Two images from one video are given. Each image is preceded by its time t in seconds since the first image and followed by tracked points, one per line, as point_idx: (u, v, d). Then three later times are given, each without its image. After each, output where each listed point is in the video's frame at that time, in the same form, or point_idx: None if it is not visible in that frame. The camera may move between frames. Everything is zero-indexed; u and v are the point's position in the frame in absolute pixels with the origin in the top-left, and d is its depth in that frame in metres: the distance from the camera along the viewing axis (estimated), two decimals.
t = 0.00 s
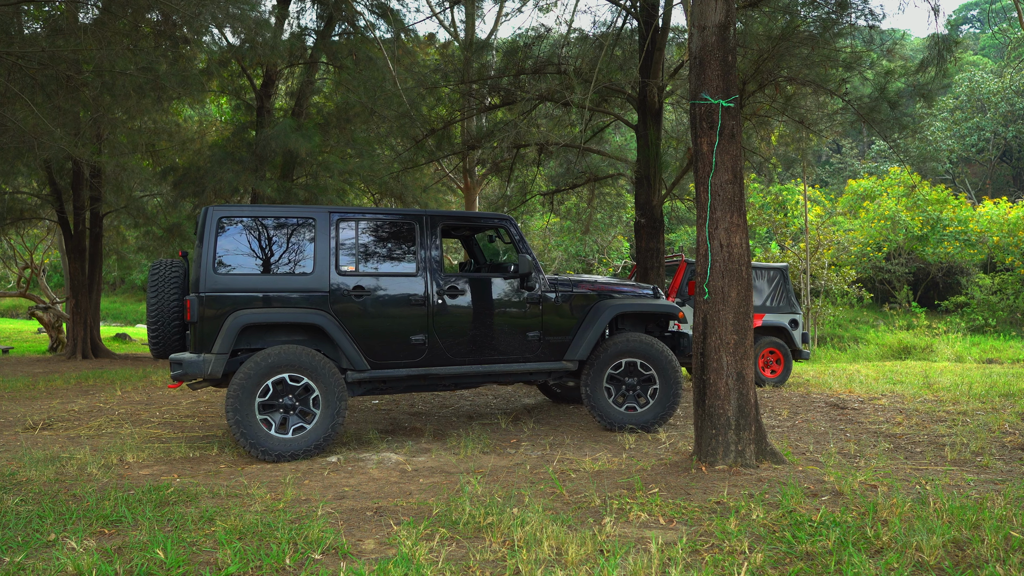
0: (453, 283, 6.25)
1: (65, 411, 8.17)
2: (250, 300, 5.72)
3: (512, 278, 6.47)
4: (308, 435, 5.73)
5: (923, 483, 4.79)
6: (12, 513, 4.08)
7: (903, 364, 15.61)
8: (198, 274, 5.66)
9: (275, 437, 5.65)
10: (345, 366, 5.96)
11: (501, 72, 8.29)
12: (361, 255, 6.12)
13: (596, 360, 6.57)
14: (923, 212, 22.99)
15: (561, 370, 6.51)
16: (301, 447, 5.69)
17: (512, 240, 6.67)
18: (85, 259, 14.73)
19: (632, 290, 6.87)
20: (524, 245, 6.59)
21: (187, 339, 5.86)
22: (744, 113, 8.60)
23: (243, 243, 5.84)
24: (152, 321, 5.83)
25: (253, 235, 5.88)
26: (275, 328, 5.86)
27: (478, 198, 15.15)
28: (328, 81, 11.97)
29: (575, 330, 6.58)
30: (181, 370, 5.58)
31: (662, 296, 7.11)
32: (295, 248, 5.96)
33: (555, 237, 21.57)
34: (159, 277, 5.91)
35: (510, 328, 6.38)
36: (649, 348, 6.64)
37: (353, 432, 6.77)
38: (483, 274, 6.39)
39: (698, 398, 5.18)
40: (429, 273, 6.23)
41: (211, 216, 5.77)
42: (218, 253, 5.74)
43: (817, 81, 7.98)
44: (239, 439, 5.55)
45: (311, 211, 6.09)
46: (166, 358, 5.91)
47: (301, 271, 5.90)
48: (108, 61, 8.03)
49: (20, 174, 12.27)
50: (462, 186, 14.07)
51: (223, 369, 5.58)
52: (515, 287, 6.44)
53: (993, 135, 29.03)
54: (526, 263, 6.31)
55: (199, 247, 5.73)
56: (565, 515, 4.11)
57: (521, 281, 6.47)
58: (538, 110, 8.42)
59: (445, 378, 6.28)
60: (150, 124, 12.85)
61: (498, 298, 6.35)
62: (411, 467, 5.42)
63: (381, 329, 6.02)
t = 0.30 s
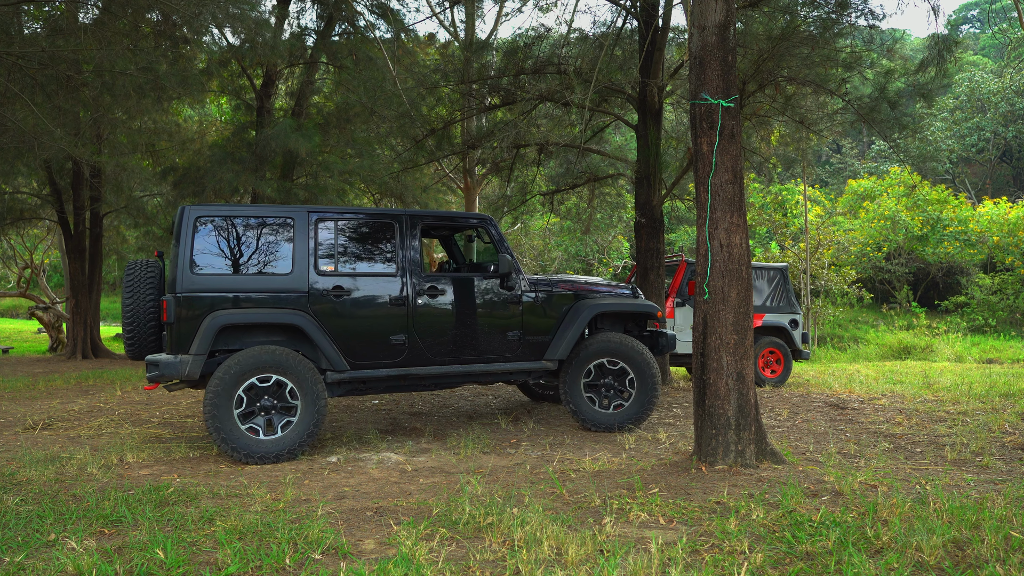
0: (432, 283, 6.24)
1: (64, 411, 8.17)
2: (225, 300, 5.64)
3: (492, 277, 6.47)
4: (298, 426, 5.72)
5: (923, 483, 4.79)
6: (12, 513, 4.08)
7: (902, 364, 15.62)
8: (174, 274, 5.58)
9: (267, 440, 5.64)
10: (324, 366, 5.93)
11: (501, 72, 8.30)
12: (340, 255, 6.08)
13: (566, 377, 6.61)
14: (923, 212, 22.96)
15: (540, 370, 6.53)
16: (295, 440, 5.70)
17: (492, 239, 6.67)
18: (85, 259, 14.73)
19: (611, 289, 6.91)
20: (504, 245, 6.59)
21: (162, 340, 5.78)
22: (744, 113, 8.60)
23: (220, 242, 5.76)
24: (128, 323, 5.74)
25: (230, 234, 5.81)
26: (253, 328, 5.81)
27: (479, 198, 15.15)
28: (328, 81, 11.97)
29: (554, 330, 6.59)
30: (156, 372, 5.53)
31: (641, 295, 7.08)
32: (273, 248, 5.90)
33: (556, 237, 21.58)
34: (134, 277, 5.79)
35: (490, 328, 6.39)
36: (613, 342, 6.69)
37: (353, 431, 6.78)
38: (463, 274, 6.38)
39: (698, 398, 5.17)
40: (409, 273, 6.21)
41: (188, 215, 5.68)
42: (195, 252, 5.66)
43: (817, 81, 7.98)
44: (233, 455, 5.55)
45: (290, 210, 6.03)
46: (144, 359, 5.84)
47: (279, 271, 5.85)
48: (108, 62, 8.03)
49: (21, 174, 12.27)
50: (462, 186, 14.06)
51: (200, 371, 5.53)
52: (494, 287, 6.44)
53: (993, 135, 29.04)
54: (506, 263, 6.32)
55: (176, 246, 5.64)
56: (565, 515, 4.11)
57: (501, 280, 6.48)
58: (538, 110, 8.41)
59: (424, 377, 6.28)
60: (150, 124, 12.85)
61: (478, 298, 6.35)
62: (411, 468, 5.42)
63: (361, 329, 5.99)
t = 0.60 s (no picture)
0: (416, 283, 6.23)
1: (64, 411, 8.17)
2: (205, 301, 5.61)
3: (475, 278, 6.47)
4: (286, 417, 5.70)
5: (923, 483, 4.79)
6: (12, 513, 4.08)
7: (902, 363, 15.62)
8: (155, 276, 5.53)
9: (260, 438, 5.64)
10: (308, 367, 5.90)
11: (501, 72, 8.31)
12: (323, 255, 6.05)
13: (546, 395, 6.67)
14: (923, 212, 22.96)
15: (524, 369, 6.55)
16: (287, 431, 5.70)
17: (474, 239, 6.68)
18: (85, 259, 14.73)
19: (593, 288, 6.95)
20: (487, 245, 6.60)
21: (143, 341, 5.74)
22: (744, 113, 8.60)
23: (201, 243, 5.72)
24: (106, 324, 5.65)
25: (212, 235, 5.77)
26: (235, 329, 5.79)
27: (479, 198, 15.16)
28: (329, 81, 11.97)
29: (538, 330, 6.61)
30: (138, 374, 5.47)
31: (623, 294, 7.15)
32: (254, 249, 5.87)
33: (556, 237, 21.57)
34: (113, 279, 5.67)
35: (474, 328, 6.40)
36: (581, 342, 6.69)
37: (353, 431, 6.78)
38: (446, 275, 6.38)
39: (698, 398, 5.17)
40: (392, 273, 6.20)
41: (168, 216, 5.64)
42: (175, 253, 5.61)
43: (817, 81, 7.98)
44: (232, 462, 5.56)
45: (272, 211, 6.00)
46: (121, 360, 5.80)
47: (261, 272, 5.82)
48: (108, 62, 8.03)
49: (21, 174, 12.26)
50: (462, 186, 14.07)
51: (181, 372, 5.49)
52: (478, 287, 6.45)
53: (993, 135, 29.07)
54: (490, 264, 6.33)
55: (156, 247, 5.60)
56: (565, 515, 4.12)
57: (484, 280, 6.49)
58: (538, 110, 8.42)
59: (409, 378, 6.27)
60: (150, 124, 12.84)
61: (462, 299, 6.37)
62: (411, 468, 5.42)
63: (344, 329, 5.97)
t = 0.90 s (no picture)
0: (403, 284, 6.23)
1: (65, 411, 8.17)
2: (189, 302, 5.58)
3: (463, 278, 6.49)
4: (275, 409, 5.68)
5: (923, 483, 4.79)
6: (12, 513, 4.08)
7: (902, 363, 15.62)
8: (139, 275, 5.51)
9: (255, 435, 5.63)
10: (295, 367, 5.88)
11: (501, 72, 8.31)
12: (309, 255, 6.04)
13: (537, 406, 6.67)
14: (923, 212, 22.95)
15: (511, 369, 6.57)
16: (279, 422, 5.69)
17: (461, 239, 6.70)
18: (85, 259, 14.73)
19: (573, 286, 6.95)
20: (474, 245, 6.61)
21: (127, 344, 5.74)
22: (744, 113, 8.60)
23: (187, 243, 5.70)
24: (90, 324, 5.65)
25: (198, 235, 5.74)
26: (220, 329, 5.75)
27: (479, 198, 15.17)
28: (328, 81, 11.97)
29: (524, 329, 6.63)
30: (121, 375, 5.47)
31: (607, 294, 7.18)
32: (241, 249, 5.85)
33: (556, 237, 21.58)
34: (97, 279, 5.65)
35: (461, 328, 6.41)
36: (556, 346, 6.71)
37: (352, 431, 6.78)
38: (432, 275, 6.38)
39: (697, 399, 5.17)
40: (379, 274, 6.20)
41: (154, 216, 5.61)
42: (161, 253, 5.59)
43: (817, 81, 7.98)
44: (235, 464, 5.58)
45: (259, 211, 5.98)
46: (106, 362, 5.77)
47: (248, 272, 5.80)
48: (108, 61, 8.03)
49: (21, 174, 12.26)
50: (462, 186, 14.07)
51: (167, 373, 5.46)
52: (465, 288, 6.47)
53: (993, 135, 29.09)
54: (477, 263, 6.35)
55: (141, 247, 5.57)
56: (565, 515, 4.11)
57: (471, 281, 6.51)
58: (538, 110, 8.42)
59: (396, 378, 6.26)
60: (150, 125, 12.84)
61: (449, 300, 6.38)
62: (411, 468, 5.42)
63: (331, 330, 5.95)
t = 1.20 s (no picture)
0: (389, 284, 6.23)
1: (65, 411, 8.17)
2: (176, 301, 5.54)
3: (448, 278, 6.50)
4: (261, 400, 5.65)
5: (923, 483, 4.79)
6: (12, 513, 4.08)
7: (902, 363, 15.62)
8: (123, 275, 5.46)
9: (247, 428, 5.61)
10: (280, 368, 5.85)
11: (501, 72, 8.32)
12: (294, 255, 6.02)
13: (528, 416, 6.73)
14: (923, 212, 22.95)
15: (495, 370, 6.59)
16: (269, 412, 5.68)
17: (447, 240, 6.71)
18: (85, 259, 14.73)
19: (555, 286, 6.95)
20: (459, 245, 6.62)
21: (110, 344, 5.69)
22: (744, 113, 8.60)
23: (171, 243, 5.66)
24: (72, 325, 5.60)
25: (182, 235, 5.70)
26: (205, 329, 5.72)
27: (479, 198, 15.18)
28: (328, 81, 11.97)
29: (509, 329, 6.65)
30: (104, 375, 5.38)
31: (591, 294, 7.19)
32: (226, 248, 5.81)
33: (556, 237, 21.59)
34: (79, 278, 5.64)
35: (446, 329, 6.42)
36: (530, 353, 6.75)
37: (352, 431, 6.78)
38: (418, 275, 6.39)
39: (698, 399, 5.17)
40: (365, 274, 6.19)
41: (138, 215, 5.57)
42: (145, 252, 5.54)
43: (817, 81, 7.98)
44: (237, 462, 5.58)
45: (244, 210, 5.95)
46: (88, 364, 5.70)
47: (233, 272, 5.76)
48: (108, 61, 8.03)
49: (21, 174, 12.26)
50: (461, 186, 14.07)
51: (151, 374, 5.42)
52: (450, 288, 6.48)
53: (993, 135, 29.11)
54: (463, 264, 6.37)
55: (125, 246, 5.52)
56: (565, 515, 4.12)
57: (457, 281, 6.52)
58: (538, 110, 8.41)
59: (381, 379, 6.24)
60: (150, 124, 12.83)
61: (435, 301, 6.39)
62: (411, 468, 5.42)
63: (316, 330, 5.93)
